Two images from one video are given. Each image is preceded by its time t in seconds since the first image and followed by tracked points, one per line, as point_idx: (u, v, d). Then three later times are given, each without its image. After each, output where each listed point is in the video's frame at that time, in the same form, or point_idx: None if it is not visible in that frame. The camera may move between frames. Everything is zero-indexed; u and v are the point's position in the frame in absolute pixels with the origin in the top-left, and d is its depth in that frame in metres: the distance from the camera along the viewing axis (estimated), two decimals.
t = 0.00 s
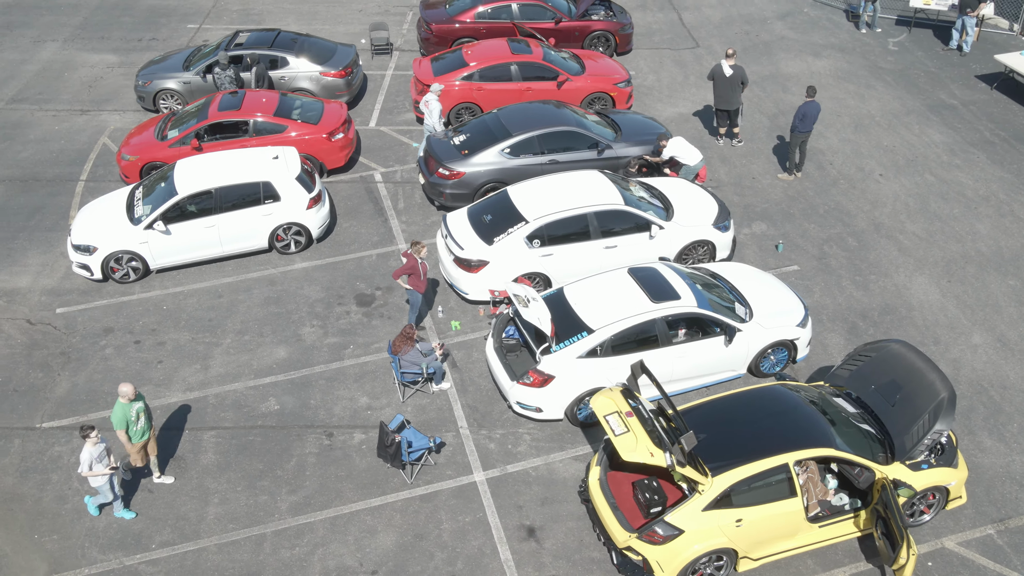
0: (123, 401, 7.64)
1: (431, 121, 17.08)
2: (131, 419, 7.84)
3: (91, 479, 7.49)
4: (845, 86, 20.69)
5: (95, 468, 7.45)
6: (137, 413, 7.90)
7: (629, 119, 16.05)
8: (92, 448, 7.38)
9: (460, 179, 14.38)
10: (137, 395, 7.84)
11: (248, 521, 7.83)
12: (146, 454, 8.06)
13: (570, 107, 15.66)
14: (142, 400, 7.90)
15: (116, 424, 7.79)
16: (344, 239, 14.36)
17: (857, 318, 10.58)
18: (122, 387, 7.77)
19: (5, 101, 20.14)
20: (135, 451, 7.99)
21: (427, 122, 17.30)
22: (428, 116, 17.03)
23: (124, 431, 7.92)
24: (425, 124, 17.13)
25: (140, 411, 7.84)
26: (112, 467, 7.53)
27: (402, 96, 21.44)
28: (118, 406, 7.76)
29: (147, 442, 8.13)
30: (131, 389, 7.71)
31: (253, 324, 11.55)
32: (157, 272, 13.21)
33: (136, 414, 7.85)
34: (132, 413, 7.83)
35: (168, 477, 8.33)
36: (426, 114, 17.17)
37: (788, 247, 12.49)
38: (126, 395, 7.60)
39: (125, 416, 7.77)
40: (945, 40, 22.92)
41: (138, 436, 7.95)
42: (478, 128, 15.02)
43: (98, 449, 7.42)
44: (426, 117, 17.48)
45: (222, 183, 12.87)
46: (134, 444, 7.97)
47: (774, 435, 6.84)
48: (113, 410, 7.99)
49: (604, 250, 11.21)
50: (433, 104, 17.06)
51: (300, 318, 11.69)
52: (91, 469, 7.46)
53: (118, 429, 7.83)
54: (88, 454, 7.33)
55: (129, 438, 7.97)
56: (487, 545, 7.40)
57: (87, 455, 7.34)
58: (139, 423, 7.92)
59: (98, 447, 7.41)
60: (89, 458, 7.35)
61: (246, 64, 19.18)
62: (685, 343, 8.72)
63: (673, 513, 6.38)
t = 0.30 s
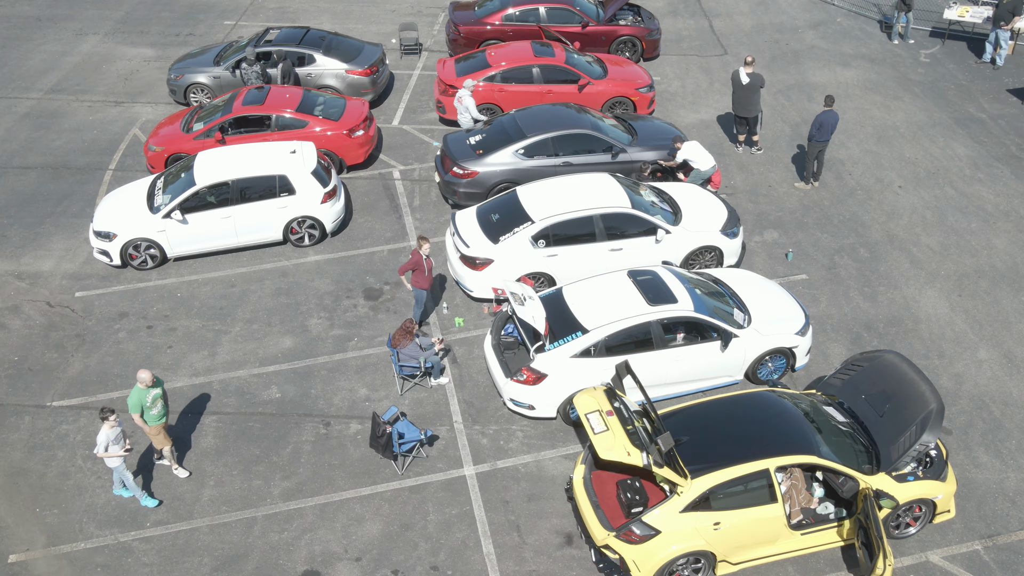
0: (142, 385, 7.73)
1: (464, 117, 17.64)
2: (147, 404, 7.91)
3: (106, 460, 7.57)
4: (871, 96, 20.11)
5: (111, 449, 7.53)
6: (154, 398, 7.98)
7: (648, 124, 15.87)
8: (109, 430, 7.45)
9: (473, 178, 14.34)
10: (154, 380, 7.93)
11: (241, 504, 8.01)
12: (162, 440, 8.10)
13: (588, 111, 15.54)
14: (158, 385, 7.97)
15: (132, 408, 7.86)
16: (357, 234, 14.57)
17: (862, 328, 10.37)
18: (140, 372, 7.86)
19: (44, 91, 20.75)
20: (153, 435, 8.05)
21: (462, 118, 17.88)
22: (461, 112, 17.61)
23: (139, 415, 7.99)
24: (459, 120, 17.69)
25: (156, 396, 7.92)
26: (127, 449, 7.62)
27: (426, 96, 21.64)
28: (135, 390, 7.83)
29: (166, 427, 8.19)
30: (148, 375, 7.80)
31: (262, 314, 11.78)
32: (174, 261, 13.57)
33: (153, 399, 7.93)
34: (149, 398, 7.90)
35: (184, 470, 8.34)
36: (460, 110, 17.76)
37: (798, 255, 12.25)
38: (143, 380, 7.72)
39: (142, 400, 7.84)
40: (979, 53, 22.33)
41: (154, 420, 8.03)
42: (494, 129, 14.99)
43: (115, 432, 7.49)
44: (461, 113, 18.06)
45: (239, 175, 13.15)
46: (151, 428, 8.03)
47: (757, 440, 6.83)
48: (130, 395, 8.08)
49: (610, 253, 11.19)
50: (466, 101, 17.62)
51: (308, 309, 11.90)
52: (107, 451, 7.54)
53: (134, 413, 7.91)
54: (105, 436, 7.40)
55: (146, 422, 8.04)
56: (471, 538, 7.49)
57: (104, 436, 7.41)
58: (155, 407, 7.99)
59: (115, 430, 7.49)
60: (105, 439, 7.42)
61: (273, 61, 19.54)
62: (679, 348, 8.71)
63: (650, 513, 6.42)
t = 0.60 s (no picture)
0: (161, 375, 7.94)
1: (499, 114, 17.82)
2: (167, 393, 8.15)
3: (125, 445, 7.85)
4: (899, 107, 19.57)
5: (130, 436, 7.81)
6: (174, 387, 8.20)
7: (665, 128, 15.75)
8: (126, 416, 7.73)
9: (488, 177, 14.35)
10: (174, 370, 8.13)
11: (236, 485, 8.22)
12: (180, 427, 8.35)
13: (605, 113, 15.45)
14: (179, 374, 8.16)
15: (152, 396, 8.13)
16: (372, 228, 14.77)
17: (867, 337, 10.16)
18: (162, 361, 8.10)
19: (83, 80, 21.35)
20: (171, 422, 8.30)
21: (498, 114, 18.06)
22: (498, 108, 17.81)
23: (160, 403, 8.24)
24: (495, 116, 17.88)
25: (177, 386, 8.13)
26: (146, 436, 7.87)
27: (452, 95, 21.81)
28: (156, 379, 8.08)
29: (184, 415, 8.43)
30: (169, 365, 8.00)
31: (273, 303, 12.03)
32: (193, 248, 13.90)
33: (172, 388, 8.14)
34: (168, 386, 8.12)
35: (201, 453, 8.57)
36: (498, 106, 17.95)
37: (809, 263, 12.03)
38: (164, 370, 7.92)
39: (162, 389, 8.10)
40: (1015, 65, 21.71)
41: (173, 408, 8.26)
42: (511, 128, 14.92)
43: (132, 418, 7.76)
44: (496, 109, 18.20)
45: (258, 167, 13.45)
46: (170, 415, 8.28)
47: (741, 443, 6.83)
48: (153, 382, 8.35)
49: (616, 255, 11.16)
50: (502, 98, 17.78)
51: (318, 300, 12.12)
52: (125, 436, 7.82)
53: (154, 401, 8.16)
54: (122, 422, 7.69)
55: (166, 409, 8.29)
56: (457, 529, 7.60)
57: (121, 421, 7.70)
58: (175, 396, 8.22)
59: (131, 416, 7.74)
60: (123, 425, 7.71)
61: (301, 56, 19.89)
62: (674, 350, 8.71)
63: (628, 511, 6.48)
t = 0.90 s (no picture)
0: (179, 361, 8.04)
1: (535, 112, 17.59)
2: (185, 379, 8.26)
3: (136, 427, 8.01)
4: (929, 115, 19.05)
5: (142, 418, 7.94)
6: (191, 373, 8.32)
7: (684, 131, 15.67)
8: (140, 399, 7.84)
9: (502, 176, 14.43)
10: (192, 357, 8.23)
11: (232, 466, 8.45)
12: (197, 412, 8.57)
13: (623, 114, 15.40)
14: (196, 362, 8.28)
15: (170, 382, 8.22)
16: (387, 221, 14.97)
17: (872, 347, 9.99)
18: (181, 348, 8.17)
19: (122, 70, 21.92)
20: (186, 408, 8.50)
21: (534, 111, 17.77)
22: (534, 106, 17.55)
23: (177, 388, 8.39)
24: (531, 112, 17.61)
25: (193, 372, 8.24)
26: (157, 420, 8.00)
27: (478, 94, 21.96)
28: (174, 365, 8.17)
29: (200, 401, 8.60)
30: (187, 352, 8.10)
31: (285, 292, 12.27)
32: (213, 236, 14.25)
33: (189, 374, 8.27)
34: (185, 372, 8.24)
35: (206, 435, 8.82)
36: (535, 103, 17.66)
37: (819, 271, 11.84)
38: (183, 356, 8.03)
39: (180, 375, 8.18)
40: None
41: (190, 394, 8.43)
42: (528, 127, 14.93)
43: (146, 400, 7.88)
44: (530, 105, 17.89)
45: (276, 158, 13.74)
46: (186, 401, 8.46)
47: (723, 446, 6.83)
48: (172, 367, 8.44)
49: (621, 256, 11.16)
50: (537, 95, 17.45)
51: (328, 290, 12.35)
52: (137, 418, 7.96)
53: (172, 387, 8.27)
54: (135, 404, 7.80)
55: (182, 395, 8.46)
56: (442, 519, 7.74)
57: (135, 404, 7.82)
58: (193, 382, 8.38)
59: (145, 399, 7.87)
60: (136, 408, 7.83)
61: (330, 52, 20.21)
62: (669, 352, 8.72)
63: (605, 507, 6.55)
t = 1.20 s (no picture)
0: (199, 347, 8.18)
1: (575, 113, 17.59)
2: (203, 365, 8.41)
3: (153, 410, 8.18)
4: (960, 124, 18.61)
5: (159, 401, 8.12)
6: (210, 360, 8.45)
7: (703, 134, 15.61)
8: (159, 381, 8.03)
9: (518, 173, 14.52)
10: (211, 344, 8.35)
11: (231, 447, 8.69)
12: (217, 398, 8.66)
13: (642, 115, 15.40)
14: (215, 348, 8.40)
15: (189, 366, 8.36)
16: (403, 214, 15.16)
17: (875, 356, 9.84)
18: (201, 335, 8.31)
19: (161, 61, 22.47)
20: (203, 394, 8.59)
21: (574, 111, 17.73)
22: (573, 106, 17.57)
23: (195, 373, 8.50)
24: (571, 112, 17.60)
25: (212, 359, 8.37)
26: (173, 404, 8.18)
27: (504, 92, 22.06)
28: (194, 350, 8.32)
29: (217, 388, 8.69)
30: (207, 339, 8.22)
31: (298, 281, 12.52)
32: (233, 223, 14.60)
33: (208, 360, 8.39)
34: (204, 358, 8.38)
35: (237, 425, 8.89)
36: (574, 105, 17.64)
37: (829, 278, 11.68)
38: (202, 343, 8.16)
39: (198, 361, 8.33)
40: None
41: (207, 380, 8.52)
42: (546, 125, 14.98)
43: (163, 384, 8.06)
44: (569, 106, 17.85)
45: (296, 149, 14.01)
46: (203, 388, 8.56)
47: (705, 445, 6.87)
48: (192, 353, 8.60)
49: (628, 255, 11.20)
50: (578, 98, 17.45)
51: (340, 280, 12.57)
52: (155, 402, 8.14)
53: (190, 371, 8.42)
54: (153, 386, 7.99)
55: (200, 380, 8.56)
56: (429, 506, 7.89)
57: (153, 386, 8.01)
58: (211, 368, 8.47)
59: (163, 382, 8.03)
60: (154, 390, 8.01)
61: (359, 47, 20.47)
62: (665, 352, 8.75)
63: (583, 501, 6.64)
